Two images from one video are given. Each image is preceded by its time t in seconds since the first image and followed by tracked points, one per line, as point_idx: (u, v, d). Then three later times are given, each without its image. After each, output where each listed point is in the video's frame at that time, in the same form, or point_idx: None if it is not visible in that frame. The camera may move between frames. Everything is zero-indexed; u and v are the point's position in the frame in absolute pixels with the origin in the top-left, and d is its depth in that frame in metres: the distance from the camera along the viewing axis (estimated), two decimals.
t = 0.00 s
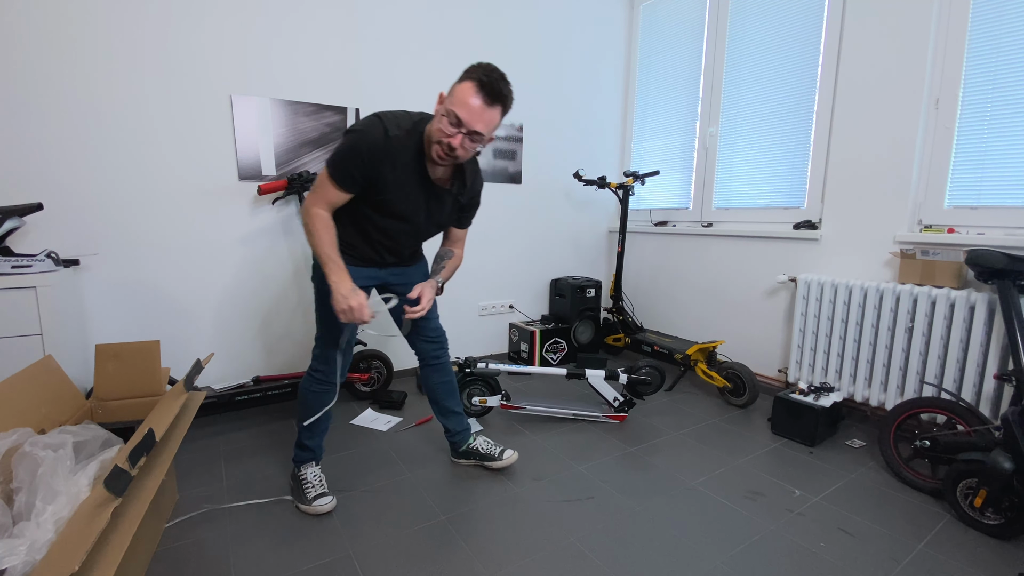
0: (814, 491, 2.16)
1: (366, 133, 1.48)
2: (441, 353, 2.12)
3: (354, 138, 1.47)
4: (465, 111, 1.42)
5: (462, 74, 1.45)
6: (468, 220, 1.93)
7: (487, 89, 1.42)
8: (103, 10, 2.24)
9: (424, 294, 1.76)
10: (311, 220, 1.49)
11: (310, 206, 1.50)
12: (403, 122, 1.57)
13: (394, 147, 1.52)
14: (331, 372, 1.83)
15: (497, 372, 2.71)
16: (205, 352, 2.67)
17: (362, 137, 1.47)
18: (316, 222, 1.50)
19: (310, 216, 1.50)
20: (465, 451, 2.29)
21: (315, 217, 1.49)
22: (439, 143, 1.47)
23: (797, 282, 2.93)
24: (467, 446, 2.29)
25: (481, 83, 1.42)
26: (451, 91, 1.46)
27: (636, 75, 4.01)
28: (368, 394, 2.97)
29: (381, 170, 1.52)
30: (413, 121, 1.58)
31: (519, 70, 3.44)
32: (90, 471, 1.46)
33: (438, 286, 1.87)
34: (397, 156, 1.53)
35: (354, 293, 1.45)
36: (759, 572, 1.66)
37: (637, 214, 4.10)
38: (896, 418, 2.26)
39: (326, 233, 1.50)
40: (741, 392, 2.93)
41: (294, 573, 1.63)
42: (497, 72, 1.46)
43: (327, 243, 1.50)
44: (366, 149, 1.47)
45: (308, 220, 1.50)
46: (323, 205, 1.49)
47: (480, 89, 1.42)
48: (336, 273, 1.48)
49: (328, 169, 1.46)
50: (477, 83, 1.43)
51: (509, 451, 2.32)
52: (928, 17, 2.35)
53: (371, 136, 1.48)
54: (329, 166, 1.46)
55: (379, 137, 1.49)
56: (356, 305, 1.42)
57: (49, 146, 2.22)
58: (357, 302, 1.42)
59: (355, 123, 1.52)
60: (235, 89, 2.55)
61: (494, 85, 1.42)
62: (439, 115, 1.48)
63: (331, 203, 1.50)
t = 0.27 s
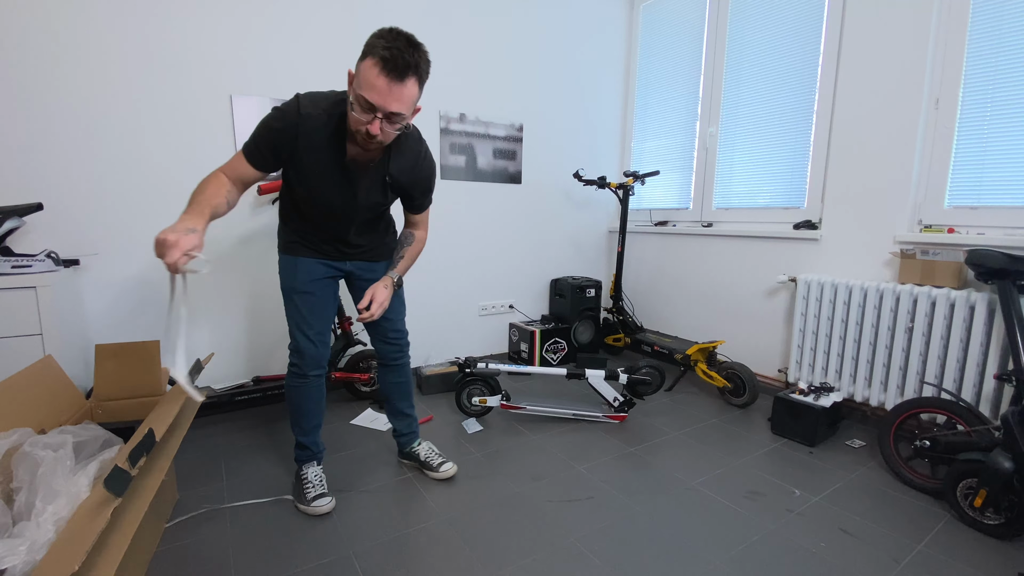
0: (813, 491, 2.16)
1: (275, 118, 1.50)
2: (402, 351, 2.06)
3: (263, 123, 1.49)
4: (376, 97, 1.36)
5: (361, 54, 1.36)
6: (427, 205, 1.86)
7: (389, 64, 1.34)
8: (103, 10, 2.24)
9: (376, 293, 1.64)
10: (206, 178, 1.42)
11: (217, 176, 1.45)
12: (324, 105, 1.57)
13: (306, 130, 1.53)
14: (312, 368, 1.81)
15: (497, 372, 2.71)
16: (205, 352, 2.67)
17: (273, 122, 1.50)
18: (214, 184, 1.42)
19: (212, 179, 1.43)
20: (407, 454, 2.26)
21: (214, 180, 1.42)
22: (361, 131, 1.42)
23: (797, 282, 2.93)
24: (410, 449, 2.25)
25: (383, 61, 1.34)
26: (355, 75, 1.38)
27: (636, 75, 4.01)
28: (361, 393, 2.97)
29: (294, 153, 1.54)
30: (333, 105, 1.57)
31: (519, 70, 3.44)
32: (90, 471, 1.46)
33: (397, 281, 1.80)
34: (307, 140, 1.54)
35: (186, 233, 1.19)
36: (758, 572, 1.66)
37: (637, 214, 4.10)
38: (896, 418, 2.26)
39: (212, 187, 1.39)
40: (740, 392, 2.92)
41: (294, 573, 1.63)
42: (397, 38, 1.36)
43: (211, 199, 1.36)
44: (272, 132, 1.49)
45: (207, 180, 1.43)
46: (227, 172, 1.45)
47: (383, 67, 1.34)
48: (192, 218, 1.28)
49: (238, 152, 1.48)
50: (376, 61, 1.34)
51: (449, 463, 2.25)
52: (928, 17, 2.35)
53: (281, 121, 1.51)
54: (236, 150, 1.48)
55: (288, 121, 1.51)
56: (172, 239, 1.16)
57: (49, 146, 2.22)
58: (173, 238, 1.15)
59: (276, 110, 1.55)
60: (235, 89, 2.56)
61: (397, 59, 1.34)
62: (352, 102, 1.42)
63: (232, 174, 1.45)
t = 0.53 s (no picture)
0: (813, 491, 2.16)
1: (259, 119, 1.46)
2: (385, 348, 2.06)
3: (245, 123, 1.44)
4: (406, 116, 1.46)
5: (378, 81, 1.36)
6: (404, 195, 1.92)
7: (413, 84, 1.41)
8: (102, 9, 2.24)
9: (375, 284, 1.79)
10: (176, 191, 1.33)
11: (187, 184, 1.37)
12: (302, 105, 1.56)
13: (289, 131, 1.51)
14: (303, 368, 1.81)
15: (496, 372, 2.71)
16: (206, 352, 2.67)
17: (256, 123, 1.46)
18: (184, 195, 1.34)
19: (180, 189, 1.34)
20: (399, 453, 2.24)
21: (186, 191, 1.34)
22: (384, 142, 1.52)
23: (797, 282, 2.93)
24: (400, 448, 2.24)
25: (407, 85, 1.40)
26: (370, 99, 1.39)
27: (636, 75, 4.01)
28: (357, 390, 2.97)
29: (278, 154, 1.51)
30: (311, 106, 1.56)
31: (519, 69, 3.44)
32: (90, 471, 1.46)
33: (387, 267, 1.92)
34: (290, 140, 1.52)
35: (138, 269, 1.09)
36: (758, 572, 1.66)
37: (637, 214, 4.10)
38: (896, 418, 2.26)
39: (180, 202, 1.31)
40: (740, 392, 2.92)
41: (294, 573, 1.63)
42: (404, 52, 1.39)
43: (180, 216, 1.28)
44: (258, 133, 1.45)
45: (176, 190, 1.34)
46: (197, 180, 1.37)
47: (410, 89, 1.41)
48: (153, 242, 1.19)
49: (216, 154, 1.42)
50: (401, 85, 1.39)
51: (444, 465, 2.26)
52: (928, 17, 2.35)
53: (264, 122, 1.47)
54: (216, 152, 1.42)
55: (270, 122, 1.48)
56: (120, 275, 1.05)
57: (49, 146, 2.22)
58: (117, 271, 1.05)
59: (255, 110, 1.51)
60: (235, 89, 2.56)
61: (418, 77, 1.41)
62: (367, 122, 1.45)
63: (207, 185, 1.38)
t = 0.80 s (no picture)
0: (813, 491, 2.16)
1: (300, 117, 1.46)
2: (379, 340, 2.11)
3: (289, 120, 1.44)
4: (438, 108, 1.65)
5: (425, 76, 1.54)
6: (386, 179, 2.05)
7: (449, 78, 1.61)
8: (102, 9, 2.24)
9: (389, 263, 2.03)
10: (230, 202, 1.33)
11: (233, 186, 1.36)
12: (333, 98, 1.56)
13: (326, 127, 1.52)
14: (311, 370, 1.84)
15: (496, 372, 2.71)
16: (205, 352, 2.67)
17: (297, 119, 1.46)
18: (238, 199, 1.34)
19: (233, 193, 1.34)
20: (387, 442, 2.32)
21: (241, 196, 1.34)
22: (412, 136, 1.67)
23: (797, 281, 2.93)
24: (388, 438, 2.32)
25: (445, 79, 1.60)
26: (413, 92, 1.55)
27: (636, 75, 4.01)
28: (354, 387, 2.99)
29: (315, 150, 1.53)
30: (341, 100, 1.59)
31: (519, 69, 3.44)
32: (89, 472, 1.46)
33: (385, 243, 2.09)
34: (327, 136, 1.53)
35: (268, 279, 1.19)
36: (759, 572, 1.66)
37: (637, 214, 4.10)
38: (896, 418, 2.26)
39: (246, 211, 1.32)
40: (741, 392, 2.92)
41: (295, 573, 1.63)
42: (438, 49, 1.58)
43: (251, 224, 1.32)
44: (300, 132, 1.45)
45: (227, 198, 1.34)
46: (247, 182, 1.37)
47: (446, 83, 1.61)
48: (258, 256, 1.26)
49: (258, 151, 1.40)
50: (441, 81, 1.59)
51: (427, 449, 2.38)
52: (929, 17, 2.35)
53: (305, 118, 1.47)
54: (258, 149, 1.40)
55: (310, 117, 1.48)
56: (256, 291, 1.16)
57: (49, 146, 2.22)
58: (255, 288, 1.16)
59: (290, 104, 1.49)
60: (235, 89, 2.55)
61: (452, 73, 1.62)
62: (403, 113, 1.60)
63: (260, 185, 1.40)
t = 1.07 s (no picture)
0: (813, 491, 2.16)
1: (372, 101, 1.56)
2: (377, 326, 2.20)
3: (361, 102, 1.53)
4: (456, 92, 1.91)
5: (455, 62, 1.80)
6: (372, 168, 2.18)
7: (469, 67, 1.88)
8: (103, 9, 2.24)
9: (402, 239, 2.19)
10: (329, 191, 1.43)
11: (329, 177, 1.44)
12: (384, 85, 1.67)
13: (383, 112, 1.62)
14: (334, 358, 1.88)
15: (497, 372, 2.71)
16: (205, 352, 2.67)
17: (365, 101, 1.54)
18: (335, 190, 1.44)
19: (328, 184, 1.43)
20: (391, 436, 2.42)
21: (338, 186, 1.45)
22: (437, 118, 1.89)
23: (797, 281, 2.93)
24: (388, 434, 2.39)
25: (468, 67, 1.87)
26: (446, 77, 1.81)
27: (636, 75, 4.01)
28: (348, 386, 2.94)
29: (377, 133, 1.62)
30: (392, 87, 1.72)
31: (519, 69, 3.44)
32: (90, 472, 1.46)
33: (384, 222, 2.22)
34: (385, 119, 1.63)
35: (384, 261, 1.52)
36: (759, 571, 1.66)
37: (637, 214, 4.10)
38: (896, 418, 2.26)
39: (346, 204, 1.46)
40: (741, 392, 2.90)
41: (295, 573, 1.63)
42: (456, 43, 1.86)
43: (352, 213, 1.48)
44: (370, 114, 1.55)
45: (328, 189, 1.43)
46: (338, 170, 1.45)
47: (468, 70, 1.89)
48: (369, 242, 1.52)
49: (335, 132, 1.47)
50: (465, 68, 1.87)
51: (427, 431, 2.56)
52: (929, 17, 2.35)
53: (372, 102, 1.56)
54: (335, 130, 1.46)
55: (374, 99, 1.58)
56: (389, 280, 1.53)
57: (49, 146, 2.22)
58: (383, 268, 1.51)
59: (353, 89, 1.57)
60: (235, 89, 2.55)
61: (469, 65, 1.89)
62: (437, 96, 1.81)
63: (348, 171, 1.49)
